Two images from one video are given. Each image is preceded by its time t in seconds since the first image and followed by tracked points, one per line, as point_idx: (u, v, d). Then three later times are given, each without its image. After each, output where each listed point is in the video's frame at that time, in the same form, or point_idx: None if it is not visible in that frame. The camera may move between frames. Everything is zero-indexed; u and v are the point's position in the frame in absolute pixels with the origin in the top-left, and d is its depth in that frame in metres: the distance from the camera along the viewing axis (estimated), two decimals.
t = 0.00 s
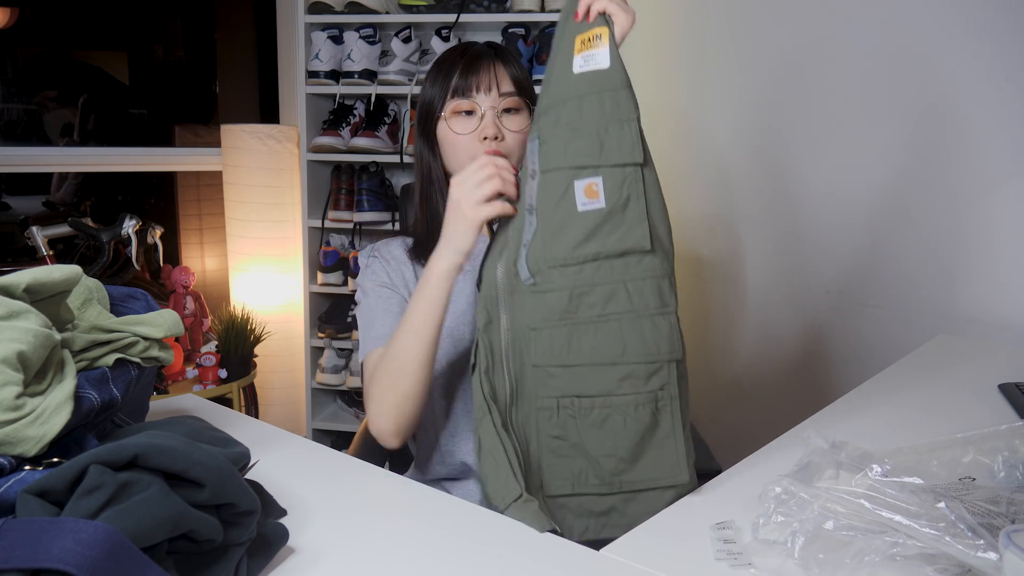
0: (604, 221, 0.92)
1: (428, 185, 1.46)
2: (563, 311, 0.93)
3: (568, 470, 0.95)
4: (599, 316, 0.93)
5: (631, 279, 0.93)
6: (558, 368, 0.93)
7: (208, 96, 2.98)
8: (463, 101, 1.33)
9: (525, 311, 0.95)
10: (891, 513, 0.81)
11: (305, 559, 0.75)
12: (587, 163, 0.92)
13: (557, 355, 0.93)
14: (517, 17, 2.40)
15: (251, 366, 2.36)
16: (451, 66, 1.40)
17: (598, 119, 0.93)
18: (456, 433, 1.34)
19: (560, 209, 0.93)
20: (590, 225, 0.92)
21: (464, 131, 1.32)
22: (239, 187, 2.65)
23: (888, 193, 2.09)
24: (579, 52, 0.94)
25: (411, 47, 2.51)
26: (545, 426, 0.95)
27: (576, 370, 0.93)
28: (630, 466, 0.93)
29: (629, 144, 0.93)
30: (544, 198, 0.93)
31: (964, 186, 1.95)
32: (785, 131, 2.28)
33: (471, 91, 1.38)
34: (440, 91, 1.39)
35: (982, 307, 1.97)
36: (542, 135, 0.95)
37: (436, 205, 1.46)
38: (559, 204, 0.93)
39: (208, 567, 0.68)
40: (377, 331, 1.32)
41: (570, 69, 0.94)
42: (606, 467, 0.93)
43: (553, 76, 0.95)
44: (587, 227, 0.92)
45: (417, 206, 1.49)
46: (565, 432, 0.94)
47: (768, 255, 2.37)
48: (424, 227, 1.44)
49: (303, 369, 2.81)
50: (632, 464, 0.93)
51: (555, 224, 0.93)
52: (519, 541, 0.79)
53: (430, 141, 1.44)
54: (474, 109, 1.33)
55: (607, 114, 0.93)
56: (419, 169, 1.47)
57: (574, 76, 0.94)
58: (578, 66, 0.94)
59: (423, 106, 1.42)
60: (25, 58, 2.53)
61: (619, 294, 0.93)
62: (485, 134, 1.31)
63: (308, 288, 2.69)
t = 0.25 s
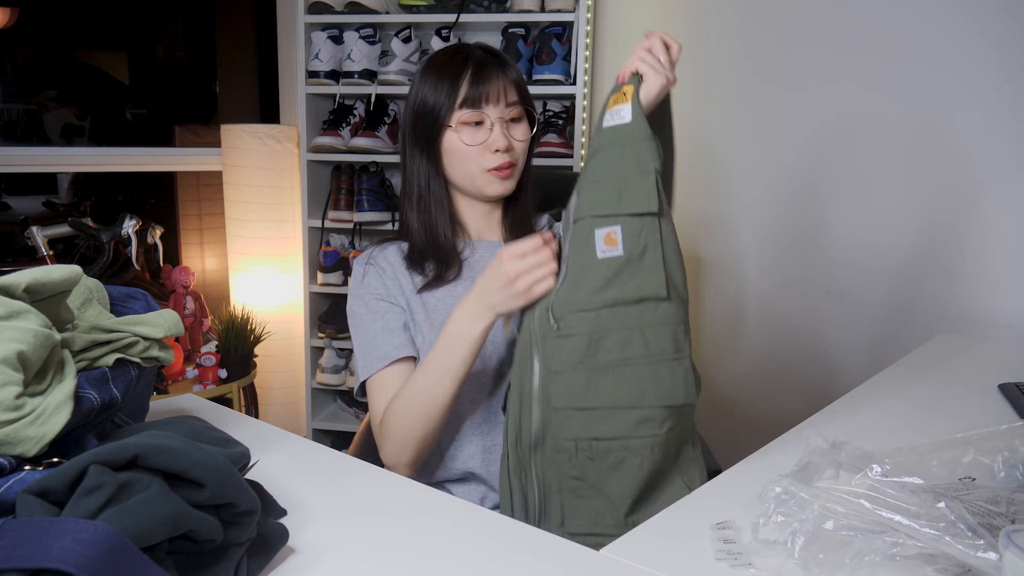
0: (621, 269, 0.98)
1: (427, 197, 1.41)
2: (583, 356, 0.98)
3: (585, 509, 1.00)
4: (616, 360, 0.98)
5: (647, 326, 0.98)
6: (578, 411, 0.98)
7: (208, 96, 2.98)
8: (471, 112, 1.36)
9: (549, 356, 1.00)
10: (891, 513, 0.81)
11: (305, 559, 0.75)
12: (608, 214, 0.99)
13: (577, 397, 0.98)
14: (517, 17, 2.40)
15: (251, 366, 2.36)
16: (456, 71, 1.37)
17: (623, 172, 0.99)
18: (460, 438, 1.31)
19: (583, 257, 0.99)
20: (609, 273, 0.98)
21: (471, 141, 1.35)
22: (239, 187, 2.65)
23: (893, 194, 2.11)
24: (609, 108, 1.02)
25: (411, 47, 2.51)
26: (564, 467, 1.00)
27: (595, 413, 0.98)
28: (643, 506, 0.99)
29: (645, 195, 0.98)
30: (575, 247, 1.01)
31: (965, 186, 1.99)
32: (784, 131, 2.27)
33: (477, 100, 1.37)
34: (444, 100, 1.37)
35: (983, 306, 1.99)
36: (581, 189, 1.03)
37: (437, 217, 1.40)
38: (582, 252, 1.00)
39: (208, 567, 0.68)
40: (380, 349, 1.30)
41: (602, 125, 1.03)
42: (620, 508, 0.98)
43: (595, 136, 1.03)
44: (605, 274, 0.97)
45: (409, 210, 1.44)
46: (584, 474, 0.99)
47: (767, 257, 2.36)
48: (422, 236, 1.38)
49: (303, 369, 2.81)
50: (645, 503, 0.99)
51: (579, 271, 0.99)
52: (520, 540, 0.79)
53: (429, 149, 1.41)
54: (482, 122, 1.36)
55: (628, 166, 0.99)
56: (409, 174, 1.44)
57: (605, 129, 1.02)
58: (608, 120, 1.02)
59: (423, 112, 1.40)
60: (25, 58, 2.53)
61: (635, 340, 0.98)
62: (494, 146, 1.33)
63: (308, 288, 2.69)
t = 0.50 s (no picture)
0: (648, 278, 1.04)
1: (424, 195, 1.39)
2: (612, 363, 1.02)
3: (613, 517, 1.02)
4: (643, 367, 1.03)
5: (670, 332, 1.05)
6: (607, 419, 1.01)
7: (208, 96, 2.98)
8: (463, 108, 1.36)
9: (577, 368, 1.02)
10: (891, 513, 0.81)
11: (305, 559, 0.75)
12: (632, 227, 1.05)
13: (606, 405, 1.01)
14: (517, 17, 2.40)
15: (251, 366, 2.36)
16: (449, 70, 1.38)
17: (644, 187, 1.07)
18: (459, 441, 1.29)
19: (607, 267, 1.05)
20: (636, 281, 1.04)
21: (465, 137, 1.35)
22: (239, 187, 2.65)
23: (892, 194, 2.10)
24: (627, 130, 1.11)
25: (411, 47, 2.51)
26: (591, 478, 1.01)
27: (623, 419, 1.02)
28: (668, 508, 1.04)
29: (670, 208, 1.05)
30: (596, 258, 1.06)
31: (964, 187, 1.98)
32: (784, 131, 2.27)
33: (471, 96, 1.37)
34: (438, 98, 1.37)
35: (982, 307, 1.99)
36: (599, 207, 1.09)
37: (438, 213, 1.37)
38: (606, 263, 1.05)
39: (208, 567, 0.68)
40: (373, 360, 1.30)
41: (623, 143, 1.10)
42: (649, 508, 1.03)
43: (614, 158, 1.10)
44: (633, 283, 1.03)
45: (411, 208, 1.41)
46: (612, 481, 1.01)
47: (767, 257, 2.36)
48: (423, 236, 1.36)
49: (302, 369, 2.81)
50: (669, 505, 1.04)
51: (602, 281, 1.05)
52: (519, 540, 0.79)
53: (428, 146, 1.39)
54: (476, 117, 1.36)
55: (648, 182, 1.07)
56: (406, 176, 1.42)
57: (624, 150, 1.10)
58: (627, 142, 1.10)
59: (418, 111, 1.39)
60: (25, 58, 2.53)
61: (660, 346, 1.04)
62: (488, 141, 1.33)
63: (308, 287, 2.69)
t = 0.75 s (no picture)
0: (650, 241, 1.04)
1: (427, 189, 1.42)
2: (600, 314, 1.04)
3: (582, 457, 1.04)
4: (631, 321, 1.05)
5: (665, 295, 1.06)
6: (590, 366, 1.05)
7: (208, 96, 2.98)
8: (463, 101, 1.36)
9: (569, 318, 1.04)
10: (891, 513, 0.81)
11: (304, 559, 0.75)
12: (646, 188, 1.04)
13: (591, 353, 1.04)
14: (517, 17, 2.40)
15: (251, 366, 2.36)
16: (450, 66, 1.38)
17: (664, 153, 1.04)
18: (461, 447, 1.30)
19: (614, 223, 1.05)
20: (639, 242, 1.04)
21: (464, 130, 1.35)
22: (239, 187, 2.65)
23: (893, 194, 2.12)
24: (669, 91, 1.05)
25: (411, 47, 2.51)
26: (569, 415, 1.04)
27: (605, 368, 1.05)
28: (637, 457, 1.06)
29: (687, 177, 1.03)
30: (605, 212, 1.06)
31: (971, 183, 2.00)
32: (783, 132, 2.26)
33: (471, 91, 1.37)
34: (439, 94, 1.38)
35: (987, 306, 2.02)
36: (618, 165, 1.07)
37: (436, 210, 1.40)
38: (614, 218, 1.05)
39: (208, 567, 0.68)
40: (370, 370, 1.32)
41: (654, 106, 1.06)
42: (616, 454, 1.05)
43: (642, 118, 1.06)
44: (634, 244, 1.04)
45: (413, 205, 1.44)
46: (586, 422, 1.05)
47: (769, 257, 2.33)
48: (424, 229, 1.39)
49: (302, 369, 2.81)
50: (639, 455, 1.06)
51: (606, 235, 1.05)
52: (520, 540, 0.79)
53: (430, 143, 1.42)
54: (474, 110, 1.36)
55: (673, 146, 1.04)
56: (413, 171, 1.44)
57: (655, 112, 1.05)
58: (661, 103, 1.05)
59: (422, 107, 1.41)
60: (25, 58, 2.53)
61: (650, 306, 1.05)
62: (486, 134, 1.33)
63: (308, 287, 2.69)
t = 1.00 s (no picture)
0: (676, 177, 1.03)
1: (431, 187, 1.42)
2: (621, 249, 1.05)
3: (577, 386, 1.03)
4: (650, 258, 1.04)
5: (683, 237, 1.04)
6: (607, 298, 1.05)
7: (208, 96, 2.98)
8: (466, 102, 1.36)
9: (602, 245, 1.07)
10: (891, 513, 0.81)
11: (304, 559, 0.75)
12: (680, 123, 1.04)
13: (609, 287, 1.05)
14: (517, 17, 2.40)
15: (251, 366, 2.36)
16: (456, 65, 1.37)
17: (701, 88, 1.03)
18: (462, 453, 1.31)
19: (647, 156, 1.06)
20: (664, 176, 1.04)
21: (467, 131, 1.35)
22: (239, 187, 2.65)
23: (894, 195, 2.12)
24: (714, 25, 1.05)
25: (411, 47, 2.51)
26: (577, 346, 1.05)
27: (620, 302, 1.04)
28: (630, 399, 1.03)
29: (721, 114, 1.01)
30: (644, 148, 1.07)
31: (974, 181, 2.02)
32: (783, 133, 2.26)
33: (474, 92, 1.36)
34: (444, 94, 1.38)
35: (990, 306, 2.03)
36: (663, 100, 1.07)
37: (438, 209, 1.40)
38: (646, 151, 1.06)
39: (209, 567, 0.68)
40: (366, 369, 1.34)
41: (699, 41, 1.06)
42: (610, 391, 1.03)
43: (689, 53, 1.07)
44: (662, 177, 1.04)
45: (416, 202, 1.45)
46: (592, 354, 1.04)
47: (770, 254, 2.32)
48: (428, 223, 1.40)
49: (302, 369, 2.81)
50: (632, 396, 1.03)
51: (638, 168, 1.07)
52: (520, 540, 0.79)
53: (433, 142, 1.41)
54: (478, 111, 1.35)
55: (713, 83, 1.02)
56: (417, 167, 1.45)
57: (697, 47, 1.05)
58: (706, 38, 1.05)
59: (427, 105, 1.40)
60: (25, 58, 2.53)
61: (668, 244, 1.04)
62: (488, 134, 1.33)
63: (308, 287, 2.70)
